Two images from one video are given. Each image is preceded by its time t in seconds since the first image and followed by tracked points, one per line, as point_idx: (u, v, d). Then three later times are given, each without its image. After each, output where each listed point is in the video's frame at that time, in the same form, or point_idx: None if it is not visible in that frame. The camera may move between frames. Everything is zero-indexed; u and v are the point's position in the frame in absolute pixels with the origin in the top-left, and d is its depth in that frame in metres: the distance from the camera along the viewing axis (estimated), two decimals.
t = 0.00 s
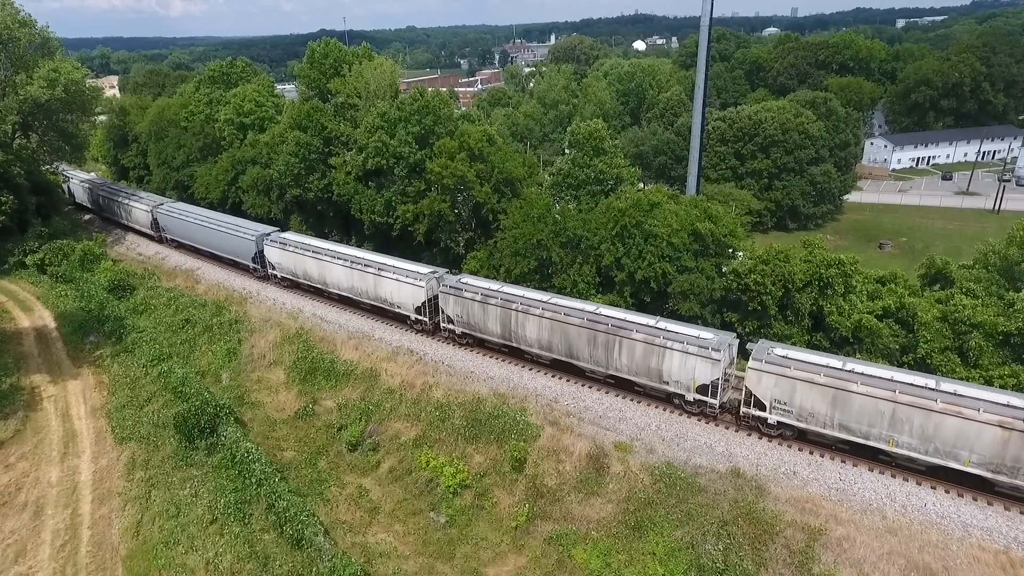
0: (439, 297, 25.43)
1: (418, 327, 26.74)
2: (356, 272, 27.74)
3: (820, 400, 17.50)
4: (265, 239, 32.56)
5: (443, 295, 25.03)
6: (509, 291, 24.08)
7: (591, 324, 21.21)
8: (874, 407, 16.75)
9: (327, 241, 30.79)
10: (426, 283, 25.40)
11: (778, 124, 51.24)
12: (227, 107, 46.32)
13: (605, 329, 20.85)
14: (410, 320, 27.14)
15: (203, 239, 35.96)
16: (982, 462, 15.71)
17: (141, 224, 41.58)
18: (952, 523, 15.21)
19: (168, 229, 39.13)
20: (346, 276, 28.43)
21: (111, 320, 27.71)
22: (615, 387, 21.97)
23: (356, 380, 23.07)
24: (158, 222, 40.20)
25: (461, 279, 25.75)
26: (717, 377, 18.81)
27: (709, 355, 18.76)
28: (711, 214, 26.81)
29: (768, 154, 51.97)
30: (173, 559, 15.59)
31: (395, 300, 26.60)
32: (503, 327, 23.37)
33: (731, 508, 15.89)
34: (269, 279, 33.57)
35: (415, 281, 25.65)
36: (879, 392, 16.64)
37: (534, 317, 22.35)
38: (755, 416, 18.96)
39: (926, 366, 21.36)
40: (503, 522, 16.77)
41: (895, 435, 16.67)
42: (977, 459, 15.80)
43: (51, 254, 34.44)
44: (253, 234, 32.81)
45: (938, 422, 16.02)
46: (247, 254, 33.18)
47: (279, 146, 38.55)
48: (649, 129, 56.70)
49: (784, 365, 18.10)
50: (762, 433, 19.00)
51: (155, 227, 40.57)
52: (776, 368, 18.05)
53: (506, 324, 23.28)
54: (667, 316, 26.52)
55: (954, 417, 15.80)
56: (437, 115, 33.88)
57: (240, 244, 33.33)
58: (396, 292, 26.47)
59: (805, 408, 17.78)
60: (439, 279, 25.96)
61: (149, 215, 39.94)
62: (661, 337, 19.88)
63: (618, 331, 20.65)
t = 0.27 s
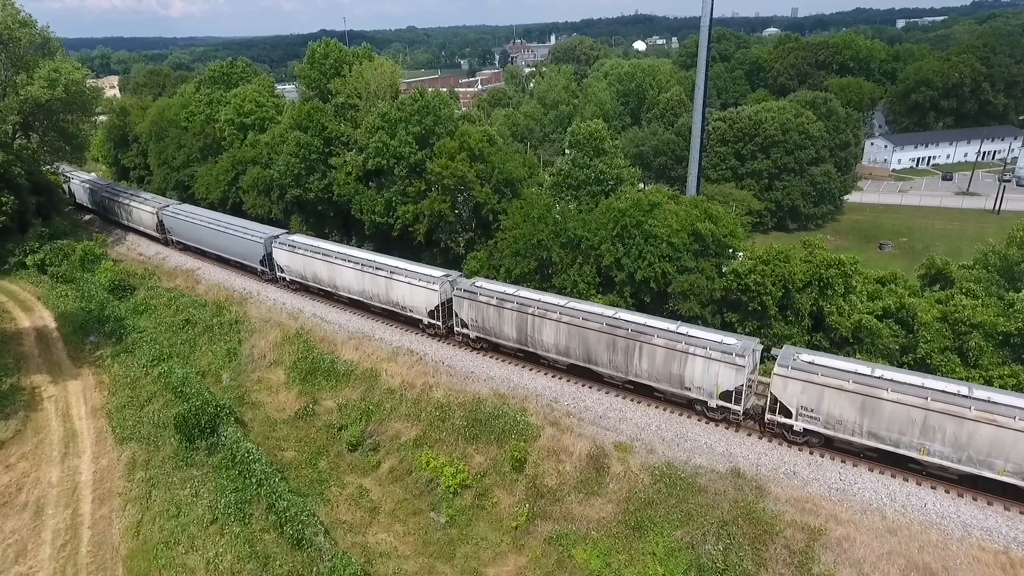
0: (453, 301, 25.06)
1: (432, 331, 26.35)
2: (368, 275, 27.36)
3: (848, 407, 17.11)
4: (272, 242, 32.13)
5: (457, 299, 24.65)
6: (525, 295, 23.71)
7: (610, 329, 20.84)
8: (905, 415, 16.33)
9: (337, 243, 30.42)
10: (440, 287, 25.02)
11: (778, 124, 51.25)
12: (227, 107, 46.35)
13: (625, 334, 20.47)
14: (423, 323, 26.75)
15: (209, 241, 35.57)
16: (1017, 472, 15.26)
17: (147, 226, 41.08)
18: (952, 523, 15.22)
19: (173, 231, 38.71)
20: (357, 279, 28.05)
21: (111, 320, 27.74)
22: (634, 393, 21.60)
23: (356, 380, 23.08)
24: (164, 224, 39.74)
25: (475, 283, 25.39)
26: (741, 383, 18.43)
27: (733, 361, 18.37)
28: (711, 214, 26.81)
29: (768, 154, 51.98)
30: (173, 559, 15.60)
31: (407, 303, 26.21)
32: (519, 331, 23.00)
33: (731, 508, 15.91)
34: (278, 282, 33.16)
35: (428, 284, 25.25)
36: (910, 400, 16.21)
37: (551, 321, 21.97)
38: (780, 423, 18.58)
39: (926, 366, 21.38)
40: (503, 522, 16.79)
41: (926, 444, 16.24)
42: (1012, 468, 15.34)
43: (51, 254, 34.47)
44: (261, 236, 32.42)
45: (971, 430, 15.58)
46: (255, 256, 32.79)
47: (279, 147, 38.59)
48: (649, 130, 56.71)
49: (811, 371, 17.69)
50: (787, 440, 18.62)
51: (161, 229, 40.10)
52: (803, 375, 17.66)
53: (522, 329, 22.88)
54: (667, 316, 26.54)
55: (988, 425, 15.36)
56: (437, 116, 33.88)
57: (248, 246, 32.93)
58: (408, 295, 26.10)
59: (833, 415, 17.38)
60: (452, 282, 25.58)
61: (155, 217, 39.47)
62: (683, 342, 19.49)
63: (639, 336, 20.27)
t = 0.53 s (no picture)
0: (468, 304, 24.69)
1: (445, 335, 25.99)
2: (380, 278, 27.01)
3: (878, 414, 16.77)
4: (282, 244, 31.81)
5: (472, 302, 24.29)
6: (541, 299, 23.38)
7: (630, 333, 20.50)
8: (937, 422, 15.98)
9: (347, 246, 30.09)
10: (454, 290, 24.66)
11: (778, 124, 51.26)
12: (227, 107, 46.36)
13: (646, 338, 20.14)
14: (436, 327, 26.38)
15: (216, 243, 35.22)
16: None
17: (152, 228, 40.60)
18: (952, 522, 15.24)
19: (179, 233, 38.30)
20: (369, 282, 27.70)
21: (111, 320, 27.76)
22: (643, 396, 21.43)
23: (356, 380, 23.08)
24: (170, 226, 39.30)
25: (490, 286, 25.03)
26: (766, 389, 18.10)
27: (759, 366, 18.06)
28: (712, 214, 26.79)
29: (768, 154, 51.99)
30: (173, 558, 15.61)
31: (421, 307, 25.85)
32: (536, 336, 22.66)
33: (731, 507, 15.93)
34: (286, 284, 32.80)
35: (442, 287, 24.91)
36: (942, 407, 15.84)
37: (570, 325, 21.63)
38: (806, 430, 18.22)
39: (927, 366, 21.42)
40: (503, 521, 16.80)
41: (960, 452, 15.89)
42: None
43: (51, 254, 34.49)
44: (269, 238, 32.07)
45: (1007, 437, 15.21)
46: (263, 258, 32.45)
47: (279, 147, 38.65)
48: (649, 130, 56.73)
49: (840, 377, 17.35)
50: (814, 447, 18.26)
51: (166, 231, 39.65)
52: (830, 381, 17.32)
53: (540, 333, 22.54)
54: (667, 316, 26.56)
55: None
56: (437, 116, 33.89)
57: (256, 248, 32.60)
58: (422, 299, 25.76)
59: (862, 422, 17.04)
60: (467, 285, 25.23)
61: (160, 218, 39.03)
62: (707, 346, 19.17)
63: (660, 341, 19.94)
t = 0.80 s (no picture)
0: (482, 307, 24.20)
1: (458, 338, 25.55)
2: (392, 280, 26.56)
3: (909, 421, 16.33)
4: (291, 246, 31.53)
5: (487, 306, 23.78)
6: (558, 302, 22.91)
7: (651, 338, 20.02)
8: (971, 429, 15.55)
9: (358, 248, 29.67)
10: (468, 293, 24.16)
11: (778, 124, 51.26)
12: (227, 107, 46.38)
13: (667, 343, 19.65)
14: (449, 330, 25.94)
15: (223, 245, 34.92)
16: None
17: (157, 230, 40.15)
18: (952, 521, 15.25)
19: (185, 234, 37.94)
20: (380, 284, 27.23)
21: (111, 320, 27.77)
22: (643, 395, 21.41)
23: (356, 380, 23.08)
24: (176, 228, 38.90)
25: (506, 289, 24.52)
26: (793, 396, 17.64)
27: (785, 372, 17.59)
28: (712, 214, 26.77)
29: (768, 154, 52.00)
30: (174, 557, 15.63)
31: (433, 310, 25.40)
32: (553, 340, 22.17)
33: (731, 506, 15.94)
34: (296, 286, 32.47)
35: (455, 290, 24.44)
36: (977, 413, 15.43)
37: (588, 329, 21.15)
38: (833, 436, 17.79)
39: (927, 366, 21.46)
40: (503, 520, 16.81)
41: (994, 459, 15.46)
42: None
43: (52, 253, 34.51)
44: (278, 241, 31.77)
45: None
46: (272, 260, 32.17)
47: (279, 147, 38.68)
48: (649, 130, 56.75)
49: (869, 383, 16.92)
50: (841, 454, 17.86)
51: (172, 233, 39.25)
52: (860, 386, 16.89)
53: (557, 337, 22.04)
54: (667, 316, 26.59)
55: None
56: (438, 115, 33.91)
57: (264, 250, 32.31)
58: (434, 302, 25.27)
59: (892, 429, 16.60)
60: (481, 288, 24.76)
61: (166, 220, 38.63)
62: (731, 351, 18.68)
63: (683, 346, 19.45)
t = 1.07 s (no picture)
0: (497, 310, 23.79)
1: (472, 342, 25.14)
2: (404, 283, 26.13)
3: (941, 427, 16.00)
4: (300, 248, 31.11)
5: (503, 309, 23.35)
6: (575, 305, 22.52)
7: (672, 342, 19.65)
8: (1006, 437, 15.24)
9: (368, 249, 29.25)
10: (483, 296, 23.75)
11: (778, 124, 51.28)
12: (227, 107, 46.40)
13: (690, 348, 19.28)
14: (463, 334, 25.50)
15: (230, 246, 34.49)
16: None
17: (162, 231, 39.62)
18: (951, 520, 15.26)
19: (190, 236, 37.48)
20: (391, 287, 26.83)
21: (111, 319, 27.79)
22: (643, 395, 21.43)
23: (356, 379, 23.09)
24: (181, 229, 38.40)
25: (521, 291, 24.09)
26: (819, 401, 17.33)
27: (812, 378, 17.26)
28: (712, 213, 26.75)
29: (768, 153, 52.03)
30: (174, 556, 15.65)
31: (446, 313, 24.98)
32: (570, 344, 21.80)
33: (731, 505, 15.96)
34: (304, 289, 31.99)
35: (469, 293, 24.04)
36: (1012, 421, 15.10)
37: (607, 333, 20.77)
38: (861, 442, 17.44)
39: (927, 365, 21.34)
40: (503, 519, 16.82)
41: None
42: None
43: (52, 253, 34.53)
44: (286, 243, 31.33)
45: None
46: (280, 263, 31.73)
47: (279, 146, 38.71)
48: (649, 129, 56.79)
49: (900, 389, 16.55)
50: (868, 460, 17.46)
51: (178, 234, 38.75)
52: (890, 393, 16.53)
53: (575, 341, 21.67)
54: (667, 315, 26.59)
55: None
56: (438, 115, 33.93)
57: (272, 252, 31.88)
58: (448, 305, 24.88)
59: (923, 435, 16.28)
60: (495, 291, 24.34)
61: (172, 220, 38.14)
62: (755, 356, 18.34)
63: (705, 350, 19.09)
